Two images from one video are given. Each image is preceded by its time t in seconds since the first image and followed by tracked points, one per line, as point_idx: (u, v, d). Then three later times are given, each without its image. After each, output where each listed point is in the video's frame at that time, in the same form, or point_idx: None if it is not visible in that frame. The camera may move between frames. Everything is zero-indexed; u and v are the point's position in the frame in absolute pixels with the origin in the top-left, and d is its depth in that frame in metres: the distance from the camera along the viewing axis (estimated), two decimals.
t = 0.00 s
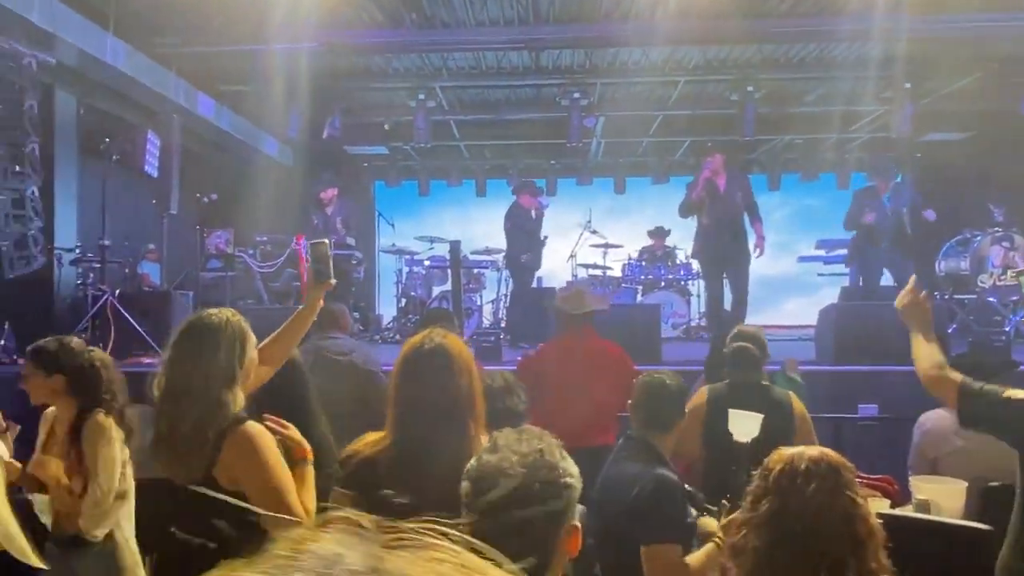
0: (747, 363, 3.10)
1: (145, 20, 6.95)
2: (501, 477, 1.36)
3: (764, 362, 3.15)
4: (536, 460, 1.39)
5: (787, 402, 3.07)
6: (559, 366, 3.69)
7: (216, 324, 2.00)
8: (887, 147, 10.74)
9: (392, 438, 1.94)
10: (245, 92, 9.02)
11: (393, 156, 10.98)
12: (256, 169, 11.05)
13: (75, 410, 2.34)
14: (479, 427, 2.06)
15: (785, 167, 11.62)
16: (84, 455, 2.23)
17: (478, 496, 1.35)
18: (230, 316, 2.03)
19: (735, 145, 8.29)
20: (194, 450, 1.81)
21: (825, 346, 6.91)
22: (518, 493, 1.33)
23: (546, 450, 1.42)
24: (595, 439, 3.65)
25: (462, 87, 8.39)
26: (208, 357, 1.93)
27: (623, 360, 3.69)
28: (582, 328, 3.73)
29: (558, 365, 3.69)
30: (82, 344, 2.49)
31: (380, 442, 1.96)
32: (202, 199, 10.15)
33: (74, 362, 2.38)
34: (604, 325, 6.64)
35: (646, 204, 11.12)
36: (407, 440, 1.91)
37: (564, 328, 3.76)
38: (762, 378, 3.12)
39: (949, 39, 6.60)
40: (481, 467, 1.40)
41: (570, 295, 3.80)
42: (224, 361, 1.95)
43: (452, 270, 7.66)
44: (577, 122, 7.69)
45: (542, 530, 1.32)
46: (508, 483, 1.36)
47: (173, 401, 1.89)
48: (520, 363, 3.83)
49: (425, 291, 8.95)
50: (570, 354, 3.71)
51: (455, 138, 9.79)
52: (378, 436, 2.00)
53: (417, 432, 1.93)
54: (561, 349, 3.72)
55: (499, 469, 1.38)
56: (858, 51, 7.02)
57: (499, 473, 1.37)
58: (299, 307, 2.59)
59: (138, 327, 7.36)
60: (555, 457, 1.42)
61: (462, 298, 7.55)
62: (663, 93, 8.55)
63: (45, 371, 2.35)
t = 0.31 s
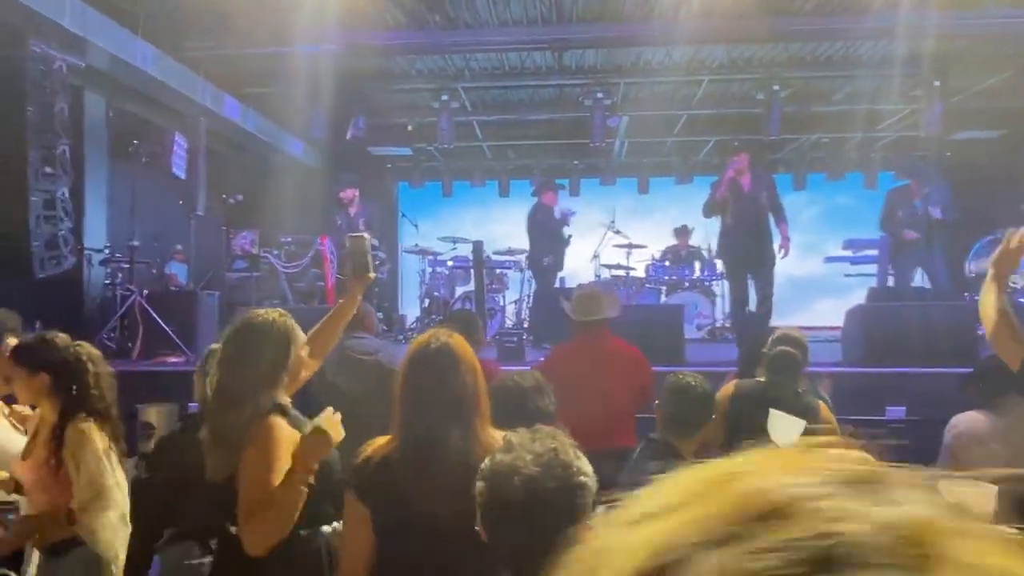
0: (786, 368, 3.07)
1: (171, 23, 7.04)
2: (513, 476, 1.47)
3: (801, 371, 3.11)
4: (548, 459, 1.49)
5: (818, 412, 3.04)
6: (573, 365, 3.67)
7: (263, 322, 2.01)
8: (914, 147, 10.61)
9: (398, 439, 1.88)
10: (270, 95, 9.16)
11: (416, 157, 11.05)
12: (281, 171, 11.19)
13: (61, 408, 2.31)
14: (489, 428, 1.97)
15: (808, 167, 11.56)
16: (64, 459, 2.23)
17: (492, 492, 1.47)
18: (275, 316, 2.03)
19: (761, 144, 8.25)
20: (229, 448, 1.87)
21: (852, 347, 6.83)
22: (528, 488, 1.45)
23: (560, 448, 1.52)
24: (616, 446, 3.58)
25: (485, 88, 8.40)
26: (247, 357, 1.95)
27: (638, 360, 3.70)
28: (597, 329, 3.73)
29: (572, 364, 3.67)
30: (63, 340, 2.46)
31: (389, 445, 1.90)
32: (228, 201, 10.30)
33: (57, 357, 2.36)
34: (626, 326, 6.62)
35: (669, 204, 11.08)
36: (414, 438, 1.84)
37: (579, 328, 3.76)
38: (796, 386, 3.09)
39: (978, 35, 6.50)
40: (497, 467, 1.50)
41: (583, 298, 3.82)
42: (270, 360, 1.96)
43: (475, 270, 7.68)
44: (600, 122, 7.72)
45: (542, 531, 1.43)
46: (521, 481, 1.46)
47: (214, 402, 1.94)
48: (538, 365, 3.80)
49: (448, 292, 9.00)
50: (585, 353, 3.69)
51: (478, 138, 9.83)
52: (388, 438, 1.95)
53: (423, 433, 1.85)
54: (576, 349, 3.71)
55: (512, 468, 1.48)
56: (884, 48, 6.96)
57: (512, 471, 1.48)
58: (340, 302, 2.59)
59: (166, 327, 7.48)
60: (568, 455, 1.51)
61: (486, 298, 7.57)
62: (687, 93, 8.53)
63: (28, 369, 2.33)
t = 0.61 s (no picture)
0: (785, 367, 3.18)
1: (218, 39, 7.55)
2: (535, 472, 1.44)
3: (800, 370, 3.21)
4: (570, 453, 1.46)
5: (812, 407, 3.11)
6: (581, 370, 3.91)
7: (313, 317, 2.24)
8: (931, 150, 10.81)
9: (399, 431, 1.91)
10: (308, 105, 9.67)
11: (445, 163, 11.49)
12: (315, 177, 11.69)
13: (60, 402, 2.30)
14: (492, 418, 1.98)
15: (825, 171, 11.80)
16: (54, 452, 2.23)
17: (517, 489, 1.44)
18: (325, 310, 2.25)
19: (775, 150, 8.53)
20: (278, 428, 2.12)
21: (863, 346, 7.06)
22: (554, 485, 1.42)
23: (580, 442, 1.50)
24: (624, 438, 3.85)
25: (510, 98, 8.81)
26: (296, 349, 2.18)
27: (641, 360, 3.91)
28: (602, 333, 3.96)
29: (581, 370, 3.91)
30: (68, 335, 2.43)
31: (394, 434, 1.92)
32: (265, 205, 10.78)
33: (61, 352, 2.36)
34: (643, 325, 6.91)
35: (688, 208, 11.44)
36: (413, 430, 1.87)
37: (586, 333, 4.00)
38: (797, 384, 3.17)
39: (986, 44, 6.74)
40: (522, 461, 1.47)
41: (587, 299, 4.16)
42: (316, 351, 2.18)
43: (500, 271, 8.03)
44: (619, 130, 8.11)
45: (575, 528, 1.40)
46: (543, 476, 1.43)
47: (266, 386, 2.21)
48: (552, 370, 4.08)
49: (475, 291, 9.38)
50: (592, 357, 3.93)
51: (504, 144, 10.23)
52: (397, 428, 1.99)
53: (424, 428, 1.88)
54: (583, 353, 3.94)
55: (536, 462, 1.45)
56: (894, 56, 7.22)
57: (534, 466, 1.44)
58: (383, 295, 2.92)
59: (210, 325, 7.95)
60: (587, 450, 1.49)
61: (509, 297, 7.93)
62: (703, 100, 8.84)
63: (32, 364, 2.34)
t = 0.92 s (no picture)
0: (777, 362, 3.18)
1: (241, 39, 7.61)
2: (562, 472, 1.43)
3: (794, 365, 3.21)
4: (596, 454, 1.45)
5: (812, 404, 3.10)
6: (590, 371, 3.85)
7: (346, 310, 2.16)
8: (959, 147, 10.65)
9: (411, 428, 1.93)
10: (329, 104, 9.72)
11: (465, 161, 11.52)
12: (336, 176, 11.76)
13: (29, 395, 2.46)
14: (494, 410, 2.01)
15: (848, 169, 11.67)
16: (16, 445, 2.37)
17: (543, 491, 1.43)
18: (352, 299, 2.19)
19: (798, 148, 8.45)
20: (322, 421, 2.04)
21: (888, 346, 6.98)
22: (581, 487, 1.41)
23: (606, 442, 1.50)
24: (639, 440, 3.82)
25: (531, 96, 8.81)
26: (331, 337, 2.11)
27: (652, 360, 3.82)
28: (611, 332, 3.87)
29: (590, 371, 3.85)
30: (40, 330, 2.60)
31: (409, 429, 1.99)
32: (287, 204, 10.85)
33: (31, 348, 2.51)
34: (663, 324, 6.88)
35: (709, 206, 11.38)
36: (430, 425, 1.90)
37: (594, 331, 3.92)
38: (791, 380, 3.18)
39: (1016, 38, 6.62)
40: (545, 460, 1.46)
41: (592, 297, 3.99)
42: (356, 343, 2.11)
43: (520, 269, 8.03)
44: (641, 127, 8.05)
45: (584, 530, 1.39)
46: (570, 477, 1.42)
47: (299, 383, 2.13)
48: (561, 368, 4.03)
49: (495, 290, 9.40)
50: (600, 358, 3.85)
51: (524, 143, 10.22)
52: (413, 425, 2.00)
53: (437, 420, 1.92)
54: (591, 354, 3.86)
55: (562, 463, 1.44)
56: (921, 52, 7.11)
57: (561, 467, 1.43)
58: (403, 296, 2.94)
59: (233, 322, 8.03)
60: (613, 448, 1.49)
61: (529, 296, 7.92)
62: (725, 98, 8.78)
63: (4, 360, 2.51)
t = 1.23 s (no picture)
0: (773, 355, 3.26)
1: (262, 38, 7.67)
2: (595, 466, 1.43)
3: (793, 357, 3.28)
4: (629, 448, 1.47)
5: (825, 399, 3.08)
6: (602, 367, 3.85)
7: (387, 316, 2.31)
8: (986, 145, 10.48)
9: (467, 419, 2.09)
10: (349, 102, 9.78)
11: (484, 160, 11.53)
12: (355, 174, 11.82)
13: None
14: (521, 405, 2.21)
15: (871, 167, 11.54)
16: None
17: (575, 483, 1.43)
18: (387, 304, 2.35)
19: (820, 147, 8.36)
20: (371, 422, 2.11)
21: (911, 346, 6.89)
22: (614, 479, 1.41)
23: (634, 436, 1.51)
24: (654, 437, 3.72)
25: (550, 93, 8.79)
26: (373, 337, 2.26)
27: (665, 355, 3.81)
28: (622, 328, 3.89)
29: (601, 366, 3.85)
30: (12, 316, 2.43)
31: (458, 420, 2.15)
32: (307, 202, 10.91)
33: None
34: (683, 323, 6.83)
35: (730, 204, 11.28)
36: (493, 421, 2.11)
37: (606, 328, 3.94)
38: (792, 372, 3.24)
39: None
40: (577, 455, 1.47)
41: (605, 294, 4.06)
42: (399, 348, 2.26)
43: (539, 267, 8.01)
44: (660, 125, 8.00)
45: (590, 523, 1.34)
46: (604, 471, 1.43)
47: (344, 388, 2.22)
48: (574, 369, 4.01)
49: (513, 287, 9.39)
50: (613, 353, 3.85)
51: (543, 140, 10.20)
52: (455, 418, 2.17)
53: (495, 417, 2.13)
54: (604, 350, 3.87)
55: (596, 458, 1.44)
56: (947, 48, 7.01)
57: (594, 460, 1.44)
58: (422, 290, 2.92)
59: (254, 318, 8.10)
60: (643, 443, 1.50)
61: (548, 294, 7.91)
62: (747, 95, 8.70)
63: None
